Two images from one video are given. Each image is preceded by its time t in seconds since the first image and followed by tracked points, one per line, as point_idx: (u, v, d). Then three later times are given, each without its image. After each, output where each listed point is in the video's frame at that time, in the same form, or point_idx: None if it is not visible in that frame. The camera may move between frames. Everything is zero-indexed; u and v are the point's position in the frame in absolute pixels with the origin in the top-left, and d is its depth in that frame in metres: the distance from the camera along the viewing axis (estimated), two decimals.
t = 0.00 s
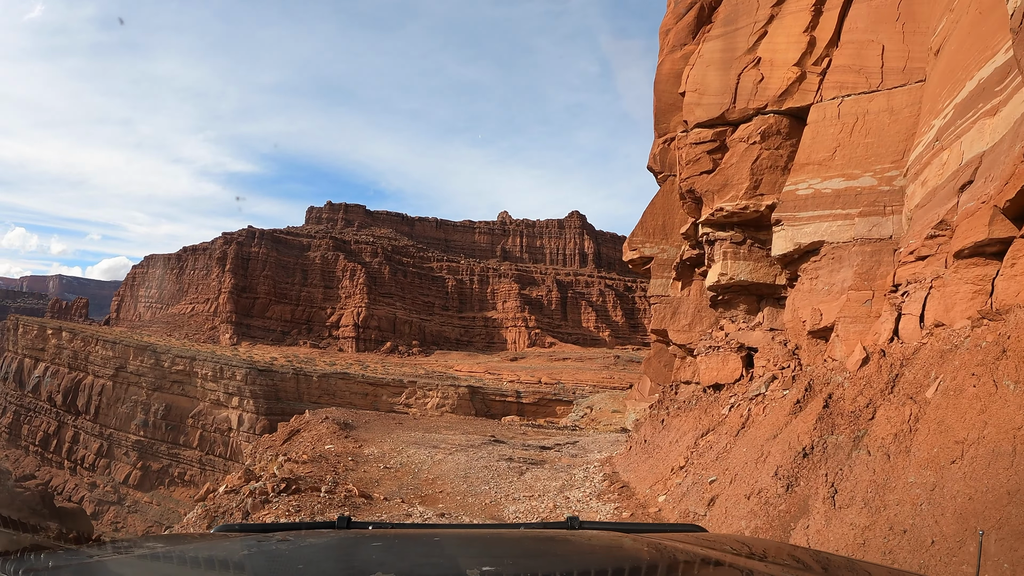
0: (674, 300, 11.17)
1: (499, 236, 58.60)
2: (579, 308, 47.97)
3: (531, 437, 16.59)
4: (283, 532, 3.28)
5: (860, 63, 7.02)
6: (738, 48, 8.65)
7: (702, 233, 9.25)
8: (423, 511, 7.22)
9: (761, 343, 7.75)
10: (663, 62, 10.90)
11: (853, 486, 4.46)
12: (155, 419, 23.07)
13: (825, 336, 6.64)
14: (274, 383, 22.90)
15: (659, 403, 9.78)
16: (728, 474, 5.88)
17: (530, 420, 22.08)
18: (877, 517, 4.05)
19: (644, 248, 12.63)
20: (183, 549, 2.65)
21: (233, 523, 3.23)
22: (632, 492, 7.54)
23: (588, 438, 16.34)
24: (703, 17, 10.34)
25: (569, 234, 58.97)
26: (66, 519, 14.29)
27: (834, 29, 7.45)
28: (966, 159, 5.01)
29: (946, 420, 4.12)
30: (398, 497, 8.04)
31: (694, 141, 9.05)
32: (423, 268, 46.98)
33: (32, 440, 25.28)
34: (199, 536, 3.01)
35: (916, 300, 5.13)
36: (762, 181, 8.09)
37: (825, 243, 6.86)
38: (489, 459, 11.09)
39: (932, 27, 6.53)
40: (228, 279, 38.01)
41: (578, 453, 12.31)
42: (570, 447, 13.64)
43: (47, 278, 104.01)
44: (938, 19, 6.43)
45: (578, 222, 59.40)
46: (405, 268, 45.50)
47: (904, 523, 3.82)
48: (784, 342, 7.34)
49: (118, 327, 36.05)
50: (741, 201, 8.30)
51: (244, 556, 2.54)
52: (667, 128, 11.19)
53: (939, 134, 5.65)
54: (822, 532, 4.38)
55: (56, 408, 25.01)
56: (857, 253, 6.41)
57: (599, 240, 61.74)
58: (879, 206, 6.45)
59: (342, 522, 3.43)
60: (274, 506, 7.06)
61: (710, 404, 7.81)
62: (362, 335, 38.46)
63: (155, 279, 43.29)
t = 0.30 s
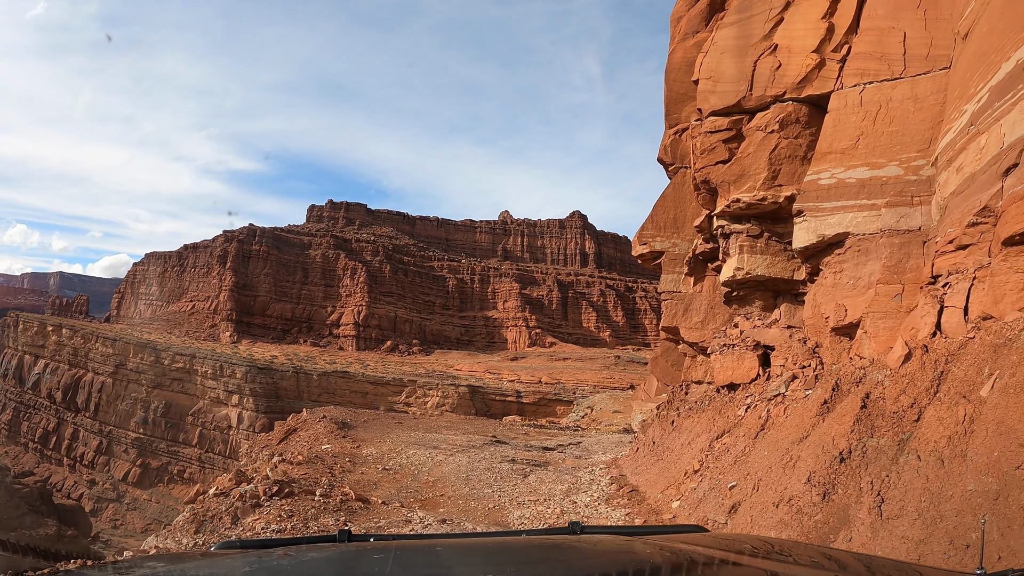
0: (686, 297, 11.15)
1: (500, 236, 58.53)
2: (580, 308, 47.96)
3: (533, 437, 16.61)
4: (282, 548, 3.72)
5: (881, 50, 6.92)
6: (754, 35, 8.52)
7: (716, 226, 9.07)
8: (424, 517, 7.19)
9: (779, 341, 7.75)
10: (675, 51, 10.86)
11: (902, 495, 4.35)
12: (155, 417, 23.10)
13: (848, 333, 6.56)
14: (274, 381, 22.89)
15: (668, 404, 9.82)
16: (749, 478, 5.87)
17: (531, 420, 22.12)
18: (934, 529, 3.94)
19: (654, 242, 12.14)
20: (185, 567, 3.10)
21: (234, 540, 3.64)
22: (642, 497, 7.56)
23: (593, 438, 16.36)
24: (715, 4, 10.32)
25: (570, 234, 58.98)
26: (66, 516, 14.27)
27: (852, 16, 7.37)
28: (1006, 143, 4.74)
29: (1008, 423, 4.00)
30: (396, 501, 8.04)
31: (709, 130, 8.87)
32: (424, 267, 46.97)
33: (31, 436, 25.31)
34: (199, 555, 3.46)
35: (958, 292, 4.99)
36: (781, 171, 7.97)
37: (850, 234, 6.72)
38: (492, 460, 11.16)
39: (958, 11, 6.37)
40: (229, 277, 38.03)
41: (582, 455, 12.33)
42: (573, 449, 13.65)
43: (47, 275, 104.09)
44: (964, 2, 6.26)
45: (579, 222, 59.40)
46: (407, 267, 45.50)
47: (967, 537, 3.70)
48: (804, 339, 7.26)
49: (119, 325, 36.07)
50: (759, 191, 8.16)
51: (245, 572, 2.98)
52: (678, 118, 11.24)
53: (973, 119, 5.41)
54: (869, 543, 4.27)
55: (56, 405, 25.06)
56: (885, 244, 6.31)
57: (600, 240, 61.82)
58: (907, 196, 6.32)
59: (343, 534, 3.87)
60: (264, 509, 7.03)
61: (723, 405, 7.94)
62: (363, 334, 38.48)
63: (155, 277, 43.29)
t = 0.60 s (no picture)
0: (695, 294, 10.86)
1: (502, 235, 58.44)
2: (581, 308, 47.95)
3: (534, 437, 16.55)
4: (282, 541, 3.75)
5: (900, 36, 6.82)
6: (767, 21, 8.44)
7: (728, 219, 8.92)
8: (418, 522, 7.16)
9: (792, 340, 7.62)
10: (684, 39, 10.82)
11: (948, 507, 4.19)
12: (155, 413, 23.13)
13: (869, 331, 6.41)
14: (274, 378, 22.86)
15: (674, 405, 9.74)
16: (767, 485, 5.79)
17: (532, 420, 22.13)
18: (987, 547, 3.78)
19: (661, 237, 12.02)
20: (185, 561, 3.17)
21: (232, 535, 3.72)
22: (648, 502, 7.52)
23: (595, 439, 16.34)
24: None
25: (572, 234, 58.90)
26: (64, 513, 14.27)
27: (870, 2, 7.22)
28: None
29: None
30: (391, 505, 8.01)
31: (721, 119, 8.73)
32: (425, 265, 46.94)
33: (31, 432, 25.34)
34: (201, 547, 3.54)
35: (999, 285, 4.81)
36: (796, 162, 7.82)
37: (871, 227, 6.58)
38: (492, 461, 11.13)
39: None
40: (230, 274, 38.08)
41: (583, 456, 12.28)
42: (574, 449, 13.65)
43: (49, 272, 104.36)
44: None
45: (581, 222, 59.30)
46: (408, 265, 45.50)
47: None
48: (819, 338, 7.11)
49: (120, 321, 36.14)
50: (773, 182, 7.99)
51: (239, 568, 3.06)
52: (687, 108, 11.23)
53: (1004, 104, 5.21)
54: (913, 559, 4.11)
55: (57, 401, 25.11)
56: (909, 236, 6.18)
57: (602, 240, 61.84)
58: (930, 185, 6.20)
59: (340, 530, 3.91)
60: (250, 513, 6.90)
61: (734, 407, 7.85)
62: (364, 332, 38.50)
63: (157, 273, 43.34)
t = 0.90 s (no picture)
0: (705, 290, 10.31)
1: (503, 235, 58.33)
2: (582, 308, 47.90)
3: (535, 438, 16.43)
4: (291, 544, 3.72)
5: (920, 22, 6.42)
6: (780, 7, 8.02)
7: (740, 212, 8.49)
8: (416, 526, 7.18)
9: (809, 338, 7.42)
10: (694, 27, 10.54)
11: (1004, 519, 3.74)
12: (155, 411, 23.16)
13: (890, 327, 6.13)
14: (274, 376, 22.89)
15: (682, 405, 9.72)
16: (788, 491, 5.49)
17: (532, 420, 22.09)
18: None
19: (670, 230, 11.32)
20: (190, 563, 3.13)
21: (241, 537, 3.69)
22: (657, 507, 7.45)
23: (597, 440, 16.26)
24: None
25: (574, 234, 58.79)
26: (62, 511, 14.25)
27: None
28: None
29: None
30: (388, 508, 7.98)
31: (733, 107, 8.33)
32: (426, 264, 46.91)
33: (31, 429, 25.39)
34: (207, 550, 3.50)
35: None
36: (813, 150, 7.44)
37: (895, 217, 6.19)
38: (491, 463, 11.06)
39: None
40: (231, 272, 38.13)
41: (586, 458, 12.17)
42: (576, 450, 13.63)
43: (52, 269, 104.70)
44: None
45: (582, 222, 59.18)
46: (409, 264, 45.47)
47: None
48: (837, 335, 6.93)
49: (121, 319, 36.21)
50: (790, 172, 7.60)
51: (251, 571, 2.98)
52: (695, 99, 10.78)
53: None
54: None
55: (57, 398, 25.14)
56: (936, 227, 5.77)
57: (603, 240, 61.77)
58: (956, 174, 5.83)
59: (350, 534, 3.90)
60: (235, 518, 6.74)
61: (748, 407, 7.76)
62: (364, 330, 38.53)
63: (158, 271, 43.40)
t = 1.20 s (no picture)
0: (720, 286, 10.24)
1: (505, 235, 58.29)
2: (583, 307, 47.86)
3: (538, 439, 16.37)
4: (282, 553, 3.73)
5: (942, 7, 6.36)
6: None
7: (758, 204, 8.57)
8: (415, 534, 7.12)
9: (828, 336, 7.50)
10: (706, 14, 10.67)
11: None
12: (156, 411, 23.17)
13: (920, 324, 6.07)
14: (275, 376, 22.89)
15: (694, 407, 9.70)
16: (817, 499, 5.33)
17: (534, 420, 22.06)
18: None
19: (681, 224, 11.24)
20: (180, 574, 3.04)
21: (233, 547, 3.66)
22: (671, 514, 7.41)
23: (601, 440, 16.26)
24: None
25: (575, 235, 58.74)
26: (63, 511, 14.23)
27: None
28: None
29: None
30: (387, 516, 7.95)
31: (750, 94, 8.35)
32: (428, 264, 46.91)
33: (32, 429, 25.42)
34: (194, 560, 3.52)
35: None
36: (834, 139, 7.41)
37: (925, 207, 6.04)
38: (494, 466, 11.02)
39: None
40: (232, 272, 38.16)
41: (591, 461, 12.12)
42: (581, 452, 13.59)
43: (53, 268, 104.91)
44: None
45: (584, 222, 59.14)
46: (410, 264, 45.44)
47: None
48: (862, 331, 6.98)
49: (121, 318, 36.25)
50: (810, 163, 7.57)
51: None
52: (707, 89, 10.88)
53: None
54: None
55: (57, 398, 25.15)
56: (968, 218, 5.62)
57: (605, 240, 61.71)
58: (987, 162, 5.72)
59: (342, 541, 3.90)
60: (225, 527, 6.68)
61: (767, 405, 7.74)
62: (366, 330, 38.52)
63: (158, 272, 43.44)
